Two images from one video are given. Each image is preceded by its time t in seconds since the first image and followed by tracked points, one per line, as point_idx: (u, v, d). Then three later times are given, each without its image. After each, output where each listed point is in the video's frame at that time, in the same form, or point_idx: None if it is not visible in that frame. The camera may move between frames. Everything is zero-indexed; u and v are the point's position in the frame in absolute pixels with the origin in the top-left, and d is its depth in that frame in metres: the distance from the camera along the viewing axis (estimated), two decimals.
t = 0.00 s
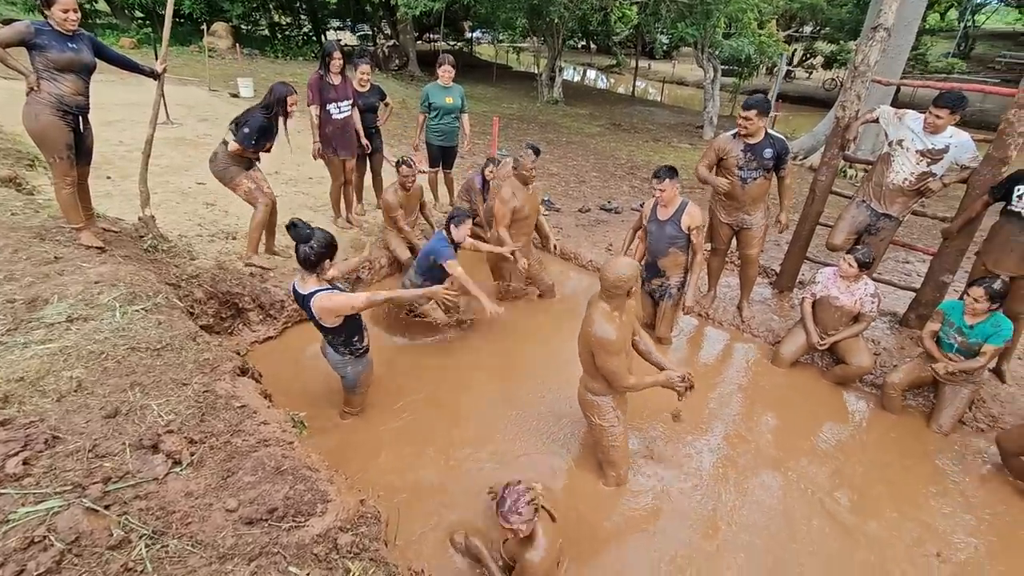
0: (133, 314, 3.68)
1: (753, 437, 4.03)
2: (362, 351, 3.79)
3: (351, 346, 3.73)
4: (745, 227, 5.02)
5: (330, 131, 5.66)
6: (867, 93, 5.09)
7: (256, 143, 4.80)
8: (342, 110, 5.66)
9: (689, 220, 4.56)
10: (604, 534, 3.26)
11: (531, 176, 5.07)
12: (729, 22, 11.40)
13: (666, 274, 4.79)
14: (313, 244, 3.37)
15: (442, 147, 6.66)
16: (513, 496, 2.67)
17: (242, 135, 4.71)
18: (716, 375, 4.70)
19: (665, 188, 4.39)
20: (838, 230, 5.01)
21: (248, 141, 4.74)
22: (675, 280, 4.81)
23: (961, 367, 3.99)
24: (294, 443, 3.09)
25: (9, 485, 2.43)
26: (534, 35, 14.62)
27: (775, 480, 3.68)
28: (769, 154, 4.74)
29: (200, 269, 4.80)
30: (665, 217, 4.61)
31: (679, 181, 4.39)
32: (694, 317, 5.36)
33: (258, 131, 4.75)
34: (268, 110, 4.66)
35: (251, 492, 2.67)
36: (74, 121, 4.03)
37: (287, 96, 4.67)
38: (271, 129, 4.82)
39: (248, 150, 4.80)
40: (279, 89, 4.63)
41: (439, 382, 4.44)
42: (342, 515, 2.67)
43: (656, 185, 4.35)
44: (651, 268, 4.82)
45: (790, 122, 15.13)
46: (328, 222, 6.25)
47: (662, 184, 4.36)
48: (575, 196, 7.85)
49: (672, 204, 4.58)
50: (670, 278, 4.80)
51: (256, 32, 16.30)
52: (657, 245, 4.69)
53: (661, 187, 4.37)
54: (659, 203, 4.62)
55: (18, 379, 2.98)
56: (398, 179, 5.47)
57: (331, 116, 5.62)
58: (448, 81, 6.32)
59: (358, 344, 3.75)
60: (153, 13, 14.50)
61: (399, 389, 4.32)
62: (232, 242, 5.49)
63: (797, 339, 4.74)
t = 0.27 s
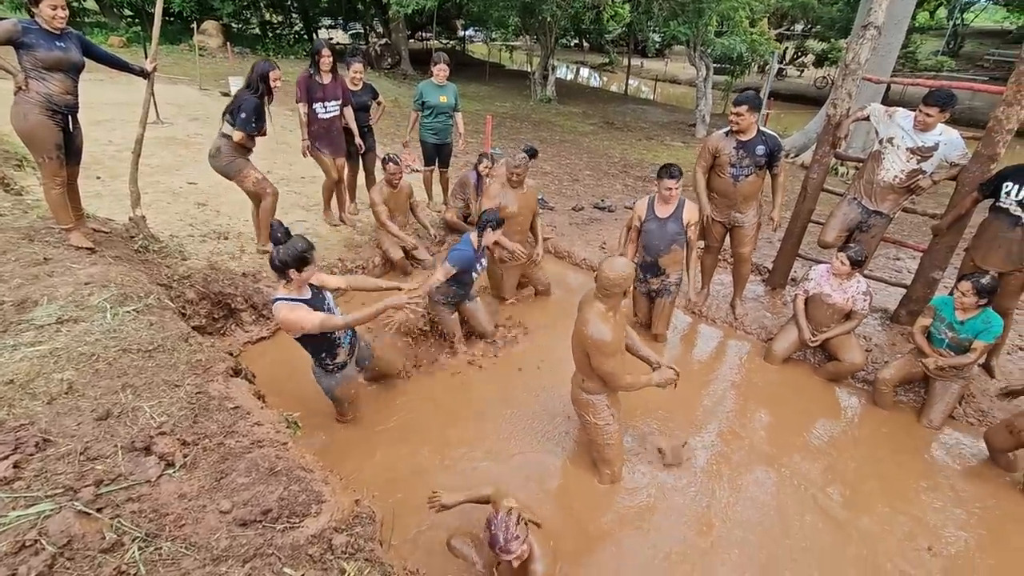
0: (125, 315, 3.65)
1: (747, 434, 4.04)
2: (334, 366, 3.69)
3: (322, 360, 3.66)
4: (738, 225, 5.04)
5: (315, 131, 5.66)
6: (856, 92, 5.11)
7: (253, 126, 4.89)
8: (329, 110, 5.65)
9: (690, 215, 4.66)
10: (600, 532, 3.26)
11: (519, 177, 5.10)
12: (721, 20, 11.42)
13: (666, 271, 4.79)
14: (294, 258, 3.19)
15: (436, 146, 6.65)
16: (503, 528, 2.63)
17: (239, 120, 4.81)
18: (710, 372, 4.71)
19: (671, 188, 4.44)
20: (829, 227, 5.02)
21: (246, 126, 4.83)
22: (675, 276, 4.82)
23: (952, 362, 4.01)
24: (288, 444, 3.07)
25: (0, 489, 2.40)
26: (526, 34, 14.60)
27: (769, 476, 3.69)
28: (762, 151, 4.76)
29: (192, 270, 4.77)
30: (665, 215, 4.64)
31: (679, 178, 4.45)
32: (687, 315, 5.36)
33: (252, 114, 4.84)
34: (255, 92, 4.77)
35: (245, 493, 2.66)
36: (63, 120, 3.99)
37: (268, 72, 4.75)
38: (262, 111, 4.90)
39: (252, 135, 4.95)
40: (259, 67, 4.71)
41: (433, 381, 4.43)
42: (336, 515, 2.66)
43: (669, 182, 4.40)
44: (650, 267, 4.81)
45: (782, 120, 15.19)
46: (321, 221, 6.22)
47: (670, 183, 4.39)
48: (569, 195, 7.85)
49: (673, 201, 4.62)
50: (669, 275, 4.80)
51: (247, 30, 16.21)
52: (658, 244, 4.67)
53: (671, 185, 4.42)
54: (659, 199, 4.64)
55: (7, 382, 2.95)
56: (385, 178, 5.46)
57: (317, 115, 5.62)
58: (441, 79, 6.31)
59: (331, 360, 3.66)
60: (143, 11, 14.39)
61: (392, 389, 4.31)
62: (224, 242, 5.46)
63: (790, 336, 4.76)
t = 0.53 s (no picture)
0: (119, 316, 3.63)
1: (743, 432, 4.05)
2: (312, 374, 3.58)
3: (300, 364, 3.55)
4: (734, 224, 5.04)
5: (302, 130, 5.64)
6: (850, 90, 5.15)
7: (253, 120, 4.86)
8: (315, 108, 5.62)
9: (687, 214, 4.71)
10: (596, 531, 3.26)
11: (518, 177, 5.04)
12: (716, 19, 11.43)
13: (665, 271, 4.80)
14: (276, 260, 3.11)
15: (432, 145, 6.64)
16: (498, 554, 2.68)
17: (239, 116, 4.77)
18: (706, 371, 4.71)
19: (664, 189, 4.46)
20: (824, 226, 5.03)
21: (247, 121, 4.80)
22: (674, 275, 4.84)
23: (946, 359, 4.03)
24: (284, 444, 3.06)
25: None
26: (522, 32, 14.59)
27: (765, 474, 3.70)
28: (757, 149, 4.76)
29: (187, 270, 4.75)
30: (664, 216, 4.66)
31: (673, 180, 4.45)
32: (684, 313, 5.37)
33: (251, 109, 4.80)
34: (249, 85, 4.74)
35: (241, 494, 2.65)
36: (57, 120, 3.97)
37: (258, 63, 4.72)
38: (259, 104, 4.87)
39: (257, 131, 4.93)
40: (249, 58, 4.69)
41: (430, 380, 4.42)
42: (332, 516, 2.65)
43: (659, 184, 4.41)
44: (650, 267, 4.80)
45: (777, 119, 15.23)
46: (316, 221, 6.21)
47: (660, 184, 4.42)
48: (565, 194, 7.85)
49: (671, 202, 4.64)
50: (668, 274, 4.81)
51: (241, 29, 16.15)
52: (657, 244, 4.68)
53: (663, 186, 4.44)
54: (656, 201, 4.65)
55: (1, 384, 2.93)
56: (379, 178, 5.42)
57: (304, 113, 5.59)
58: (438, 78, 6.29)
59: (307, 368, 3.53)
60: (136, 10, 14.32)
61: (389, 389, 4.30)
62: (219, 242, 5.44)
63: (785, 334, 4.77)
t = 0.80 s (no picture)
0: (117, 315, 3.63)
1: (742, 431, 4.06)
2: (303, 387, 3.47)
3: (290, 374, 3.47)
4: (733, 223, 5.03)
5: (284, 129, 5.64)
6: (849, 89, 5.15)
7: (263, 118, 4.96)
8: (296, 107, 5.63)
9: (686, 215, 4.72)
10: (595, 528, 3.27)
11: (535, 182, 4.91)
12: (715, 17, 11.44)
13: (663, 270, 4.80)
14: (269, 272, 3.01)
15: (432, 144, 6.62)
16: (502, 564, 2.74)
17: (250, 115, 4.86)
18: (706, 370, 4.71)
19: (660, 189, 4.45)
20: (823, 224, 5.03)
21: (257, 119, 4.90)
22: (672, 275, 4.84)
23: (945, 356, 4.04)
24: (283, 443, 3.06)
25: None
26: (521, 31, 14.58)
27: (763, 472, 3.71)
28: (754, 147, 4.75)
29: (185, 269, 4.75)
30: (661, 217, 4.65)
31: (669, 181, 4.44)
32: (683, 312, 5.37)
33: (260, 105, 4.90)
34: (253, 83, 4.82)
35: (239, 493, 2.65)
36: (56, 118, 3.97)
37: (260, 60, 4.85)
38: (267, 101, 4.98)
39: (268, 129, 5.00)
40: (252, 56, 4.82)
41: (428, 379, 4.43)
42: (331, 514, 2.65)
43: (652, 184, 4.41)
44: (646, 266, 4.80)
45: (776, 117, 15.24)
46: (315, 220, 6.20)
47: (656, 184, 4.40)
48: (564, 192, 7.85)
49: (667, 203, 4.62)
50: (666, 274, 4.81)
51: (240, 27, 16.12)
52: (654, 243, 4.69)
53: (657, 187, 4.43)
54: (652, 202, 4.64)
55: None
56: (379, 178, 5.41)
57: (284, 112, 5.58)
58: (439, 76, 6.28)
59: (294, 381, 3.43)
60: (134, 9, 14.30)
61: (388, 388, 4.30)
62: (218, 240, 5.44)
63: (784, 332, 4.77)
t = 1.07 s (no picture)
0: (118, 313, 3.63)
1: (741, 430, 4.06)
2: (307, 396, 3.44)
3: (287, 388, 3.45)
4: (734, 222, 5.03)
5: (276, 123, 5.65)
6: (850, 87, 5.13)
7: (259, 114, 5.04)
8: (287, 101, 5.61)
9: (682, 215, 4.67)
10: (595, 527, 3.28)
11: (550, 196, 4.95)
12: (715, 16, 11.43)
13: (661, 270, 4.81)
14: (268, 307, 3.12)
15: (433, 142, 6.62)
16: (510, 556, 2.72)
17: (250, 113, 4.93)
18: (706, 369, 4.72)
19: (653, 189, 4.41)
20: (824, 223, 5.03)
21: (256, 117, 4.99)
22: (671, 274, 4.84)
23: (945, 355, 4.04)
24: (284, 440, 3.06)
25: None
26: (521, 30, 14.57)
27: (762, 471, 3.72)
28: (756, 148, 4.76)
29: (185, 267, 4.75)
30: (657, 216, 4.66)
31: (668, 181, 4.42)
32: (683, 312, 5.38)
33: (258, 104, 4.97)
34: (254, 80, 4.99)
35: (240, 491, 2.65)
36: (58, 117, 3.97)
37: (258, 57, 4.85)
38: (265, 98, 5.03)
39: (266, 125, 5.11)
40: (249, 53, 4.82)
41: (429, 377, 4.43)
42: (332, 512, 2.65)
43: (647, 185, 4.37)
44: (645, 265, 4.82)
45: (776, 116, 15.25)
46: (316, 219, 6.21)
47: (652, 185, 4.38)
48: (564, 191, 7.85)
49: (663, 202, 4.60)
50: (666, 273, 4.82)
51: (239, 25, 16.10)
52: (651, 242, 4.70)
53: (651, 188, 4.38)
54: (649, 202, 4.62)
55: None
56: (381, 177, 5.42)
57: (276, 105, 5.56)
58: (441, 75, 6.27)
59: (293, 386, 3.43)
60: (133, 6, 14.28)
61: (388, 386, 4.30)
62: (218, 239, 5.44)
63: (784, 332, 4.78)
